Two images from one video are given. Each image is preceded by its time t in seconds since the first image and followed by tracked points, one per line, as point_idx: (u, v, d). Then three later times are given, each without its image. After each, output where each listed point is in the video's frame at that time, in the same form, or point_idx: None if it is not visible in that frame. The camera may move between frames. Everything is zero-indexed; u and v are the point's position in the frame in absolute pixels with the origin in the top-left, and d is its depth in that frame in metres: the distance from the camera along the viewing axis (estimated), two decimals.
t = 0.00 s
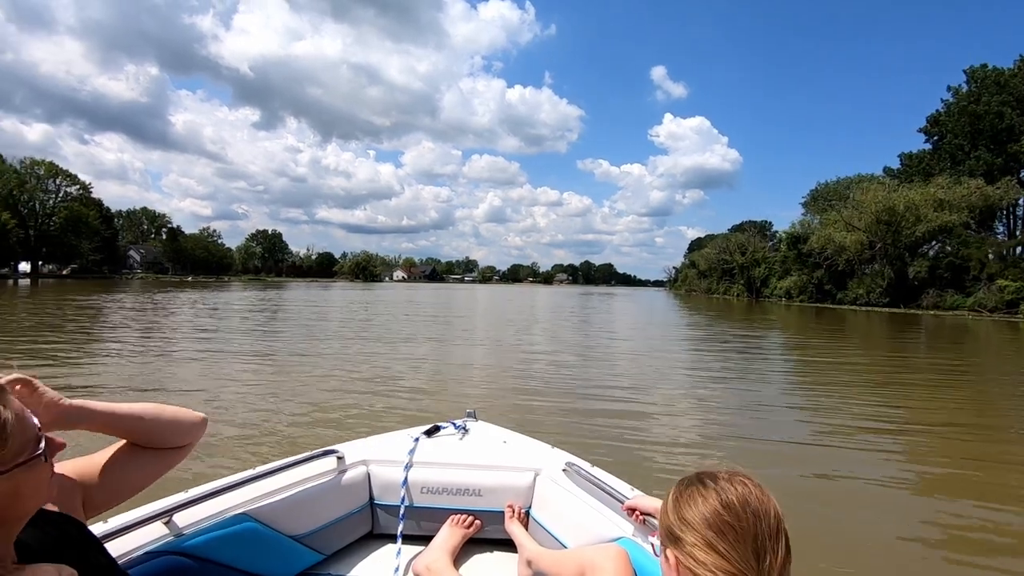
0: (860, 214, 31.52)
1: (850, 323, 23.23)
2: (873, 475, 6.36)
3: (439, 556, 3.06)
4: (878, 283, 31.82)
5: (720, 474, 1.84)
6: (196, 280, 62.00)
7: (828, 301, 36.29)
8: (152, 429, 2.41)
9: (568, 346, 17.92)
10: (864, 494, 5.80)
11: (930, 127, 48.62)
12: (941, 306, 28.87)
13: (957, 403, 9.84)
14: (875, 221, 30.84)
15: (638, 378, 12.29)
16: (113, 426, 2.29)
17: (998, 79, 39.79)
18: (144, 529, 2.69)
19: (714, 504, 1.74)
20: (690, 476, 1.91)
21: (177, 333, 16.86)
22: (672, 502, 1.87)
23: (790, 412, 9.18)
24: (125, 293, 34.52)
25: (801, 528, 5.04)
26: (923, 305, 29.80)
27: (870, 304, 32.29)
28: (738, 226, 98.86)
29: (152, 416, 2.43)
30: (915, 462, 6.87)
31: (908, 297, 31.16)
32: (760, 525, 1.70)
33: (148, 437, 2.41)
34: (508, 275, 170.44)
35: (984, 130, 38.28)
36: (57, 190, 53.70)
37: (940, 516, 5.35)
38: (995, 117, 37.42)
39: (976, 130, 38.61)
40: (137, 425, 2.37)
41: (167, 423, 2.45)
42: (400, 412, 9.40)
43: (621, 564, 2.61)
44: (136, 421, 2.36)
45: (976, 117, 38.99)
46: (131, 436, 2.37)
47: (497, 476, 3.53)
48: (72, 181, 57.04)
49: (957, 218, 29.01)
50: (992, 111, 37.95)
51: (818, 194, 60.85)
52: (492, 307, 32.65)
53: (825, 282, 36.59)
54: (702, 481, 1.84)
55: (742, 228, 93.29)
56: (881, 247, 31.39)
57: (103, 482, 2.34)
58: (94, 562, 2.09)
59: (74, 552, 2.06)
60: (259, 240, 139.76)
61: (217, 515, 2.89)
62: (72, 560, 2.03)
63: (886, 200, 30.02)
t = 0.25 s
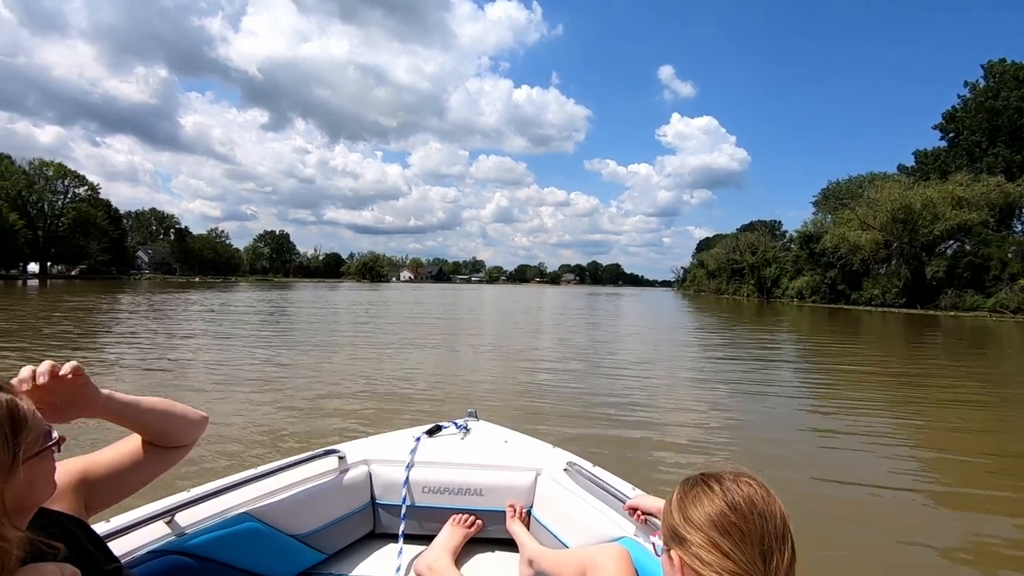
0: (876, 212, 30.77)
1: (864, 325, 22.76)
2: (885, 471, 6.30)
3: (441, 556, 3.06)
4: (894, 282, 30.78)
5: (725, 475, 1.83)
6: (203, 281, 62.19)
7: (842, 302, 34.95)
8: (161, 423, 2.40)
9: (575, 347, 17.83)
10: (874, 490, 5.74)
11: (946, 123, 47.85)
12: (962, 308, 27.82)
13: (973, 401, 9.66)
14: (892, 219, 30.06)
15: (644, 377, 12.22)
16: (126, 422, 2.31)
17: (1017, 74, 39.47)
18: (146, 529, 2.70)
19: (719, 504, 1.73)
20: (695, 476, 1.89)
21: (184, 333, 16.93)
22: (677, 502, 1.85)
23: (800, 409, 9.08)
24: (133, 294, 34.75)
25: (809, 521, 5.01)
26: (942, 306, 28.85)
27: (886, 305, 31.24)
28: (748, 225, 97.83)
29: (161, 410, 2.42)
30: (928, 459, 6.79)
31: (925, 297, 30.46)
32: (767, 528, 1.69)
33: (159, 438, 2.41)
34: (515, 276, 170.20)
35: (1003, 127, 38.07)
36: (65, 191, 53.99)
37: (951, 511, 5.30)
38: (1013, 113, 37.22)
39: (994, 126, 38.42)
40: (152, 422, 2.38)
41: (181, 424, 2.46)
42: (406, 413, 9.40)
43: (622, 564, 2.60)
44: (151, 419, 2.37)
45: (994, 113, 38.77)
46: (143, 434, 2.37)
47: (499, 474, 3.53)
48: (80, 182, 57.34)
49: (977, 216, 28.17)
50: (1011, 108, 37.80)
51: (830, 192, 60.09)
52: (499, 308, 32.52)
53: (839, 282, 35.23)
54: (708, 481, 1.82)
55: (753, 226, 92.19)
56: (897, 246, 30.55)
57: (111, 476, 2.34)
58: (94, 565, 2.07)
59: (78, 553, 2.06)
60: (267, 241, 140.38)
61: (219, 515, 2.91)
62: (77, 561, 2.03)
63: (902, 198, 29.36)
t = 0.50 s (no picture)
0: (890, 211, 30.56)
1: (878, 325, 22.47)
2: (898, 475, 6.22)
3: (442, 556, 3.05)
4: (910, 283, 30.55)
5: (728, 474, 1.82)
6: (210, 282, 62.47)
7: (855, 302, 34.85)
8: (154, 418, 2.43)
9: (581, 347, 17.80)
10: (888, 495, 5.67)
11: (959, 120, 47.37)
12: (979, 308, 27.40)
13: (990, 403, 9.52)
14: (906, 217, 29.85)
15: (651, 378, 12.18)
16: (119, 417, 2.32)
17: None
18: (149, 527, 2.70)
19: (722, 503, 1.72)
20: (697, 476, 1.89)
21: (191, 334, 17.03)
22: (680, 502, 1.84)
23: (810, 411, 9.02)
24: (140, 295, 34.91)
25: (823, 527, 4.94)
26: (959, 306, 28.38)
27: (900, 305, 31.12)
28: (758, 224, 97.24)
29: (153, 405, 2.45)
30: (941, 462, 6.71)
31: (942, 298, 29.97)
32: (772, 529, 1.68)
33: (153, 431, 2.44)
34: (521, 276, 170.17)
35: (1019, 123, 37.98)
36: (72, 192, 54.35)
37: (967, 516, 5.22)
38: None
39: (1011, 122, 38.28)
40: (146, 417, 2.41)
41: (175, 416, 2.50)
42: (412, 413, 9.41)
43: (623, 563, 2.58)
44: (145, 415, 2.40)
45: (1010, 109, 38.62)
46: (136, 428, 2.39)
47: (500, 474, 3.53)
48: (88, 184, 57.67)
49: (995, 214, 27.82)
50: None
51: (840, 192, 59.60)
52: (506, 308, 32.48)
53: (851, 282, 35.15)
54: (711, 480, 1.81)
55: (762, 225, 91.60)
56: (913, 244, 30.14)
57: (107, 471, 2.35)
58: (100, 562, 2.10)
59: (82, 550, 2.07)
60: (273, 241, 140.86)
61: (221, 514, 2.91)
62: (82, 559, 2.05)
63: (919, 195, 29.07)
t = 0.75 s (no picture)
0: (903, 207, 29.78)
1: (889, 326, 22.08)
2: (905, 468, 6.13)
3: (442, 557, 3.05)
4: (923, 282, 29.94)
5: (730, 477, 1.81)
6: (215, 283, 62.58)
7: (865, 302, 34.54)
8: (146, 409, 2.41)
9: (586, 347, 17.73)
10: (896, 489, 5.58)
11: (972, 117, 46.78)
12: (996, 308, 26.95)
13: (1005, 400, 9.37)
14: (919, 215, 29.08)
15: (655, 378, 12.13)
16: (111, 411, 2.30)
17: None
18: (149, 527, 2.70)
19: (724, 507, 1.71)
20: (698, 479, 1.87)
21: (196, 334, 17.08)
22: (682, 505, 1.82)
23: (818, 407, 8.95)
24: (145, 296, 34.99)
25: (832, 524, 4.85)
26: (975, 307, 27.89)
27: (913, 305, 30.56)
28: (765, 223, 96.47)
29: (144, 394, 2.42)
30: (950, 455, 6.61)
31: (956, 297, 29.41)
32: (775, 535, 1.66)
33: (146, 422, 2.42)
34: (525, 277, 169.98)
35: None
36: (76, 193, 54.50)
37: (977, 511, 5.14)
38: None
39: None
40: (137, 410, 2.38)
41: (167, 405, 2.47)
42: (416, 413, 9.41)
43: (623, 563, 2.57)
44: (136, 408, 2.37)
45: None
46: (129, 421, 2.38)
47: (501, 474, 3.52)
48: (91, 185, 57.79)
49: (1012, 212, 27.14)
50: None
51: (848, 190, 59.02)
52: (511, 308, 32.36)
53: (862, 281, 34.66)
54: (714, 484, 1.80)
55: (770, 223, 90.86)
56: (926, 242, 29.39)
57: (104, 465, 2.36)
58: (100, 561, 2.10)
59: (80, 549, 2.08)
60: (277, 242, 141.05)
61: (222, 515, 2.91)
62: (79, 558, 2.05)
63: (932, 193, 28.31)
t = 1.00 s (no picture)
0: (914, 204, 29.04)
1: (899, 326, 21.71)
2: (911, 472, 6.07)
3: (443, 558, 3.05)
4: (934, 281, 29.14)
5: (729, 479, 1.80)
6: (218, 283, 62.66)
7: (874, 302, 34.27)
8: (146, 408, 2.41)
9: (589, 348, 17.66)
10: (902, 493, 5.53)
11: (981, 113, 46.18)
12: (1010, 308, 25.94)
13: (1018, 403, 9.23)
14: (931, 213, 28.32)
15: (659, 379, 12.09)
16: (111, 409, 2.31)
17: None
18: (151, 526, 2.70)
19: (723, 510, 1.71)
20: (698, 481, 1.87)
21: (199, 335, 17.09)
22: (682, 509, 1.81)
23: (824, 408, 8.91)
24: (148, 297, 35.02)
25: (836, 528, 4.81)
26: (988, 307, 26.96)
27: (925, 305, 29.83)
28: (771, 222, 95.70)
29: (144, 393, 2.42)
30: (957, 459, 6.53)
31: (969, 297, 28.60)
32: (775, 539, 1.65)
33: (146, 420, 2.43)
34: (529, 277, 169.70)
35: None
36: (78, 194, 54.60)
37: (985, 515, 5.08)
38: None
39: None
40: (136, 408, 2.38)
41: (166, 402, 2.47)
42: (418, 414, 9.39)
43: (624, 565, 2.57)
44: (135, 405, 2.38)
45: None
46: (128, 419, 2.38)
47: (502, 476, 3.52)
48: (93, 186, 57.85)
49: None
50: None
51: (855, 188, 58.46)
52: (514, 309, 32.24)
53: (870, 281, 34.36)
54: (714, 486, 1.79)
55: (776, 222, 90.11)
56: (938, 241, 28.55)
57: (104, 463, 2.38)
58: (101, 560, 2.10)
59: (80, 547, 2.08)
60: (280, 242, 141.07)
61: (223, 514, 2.91)
62: (79, 556, 2.05)
63: (943, 190, 27.55)
